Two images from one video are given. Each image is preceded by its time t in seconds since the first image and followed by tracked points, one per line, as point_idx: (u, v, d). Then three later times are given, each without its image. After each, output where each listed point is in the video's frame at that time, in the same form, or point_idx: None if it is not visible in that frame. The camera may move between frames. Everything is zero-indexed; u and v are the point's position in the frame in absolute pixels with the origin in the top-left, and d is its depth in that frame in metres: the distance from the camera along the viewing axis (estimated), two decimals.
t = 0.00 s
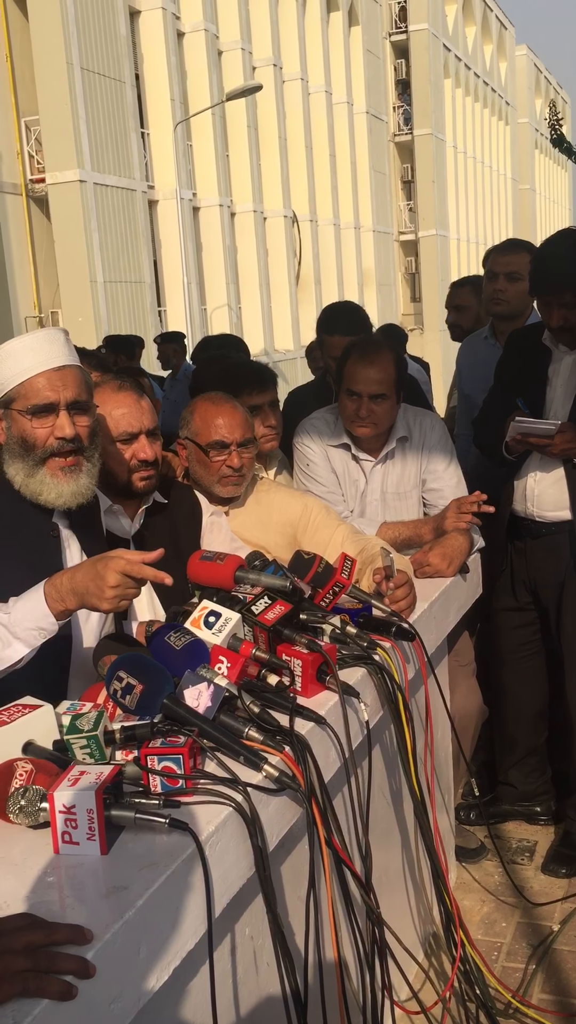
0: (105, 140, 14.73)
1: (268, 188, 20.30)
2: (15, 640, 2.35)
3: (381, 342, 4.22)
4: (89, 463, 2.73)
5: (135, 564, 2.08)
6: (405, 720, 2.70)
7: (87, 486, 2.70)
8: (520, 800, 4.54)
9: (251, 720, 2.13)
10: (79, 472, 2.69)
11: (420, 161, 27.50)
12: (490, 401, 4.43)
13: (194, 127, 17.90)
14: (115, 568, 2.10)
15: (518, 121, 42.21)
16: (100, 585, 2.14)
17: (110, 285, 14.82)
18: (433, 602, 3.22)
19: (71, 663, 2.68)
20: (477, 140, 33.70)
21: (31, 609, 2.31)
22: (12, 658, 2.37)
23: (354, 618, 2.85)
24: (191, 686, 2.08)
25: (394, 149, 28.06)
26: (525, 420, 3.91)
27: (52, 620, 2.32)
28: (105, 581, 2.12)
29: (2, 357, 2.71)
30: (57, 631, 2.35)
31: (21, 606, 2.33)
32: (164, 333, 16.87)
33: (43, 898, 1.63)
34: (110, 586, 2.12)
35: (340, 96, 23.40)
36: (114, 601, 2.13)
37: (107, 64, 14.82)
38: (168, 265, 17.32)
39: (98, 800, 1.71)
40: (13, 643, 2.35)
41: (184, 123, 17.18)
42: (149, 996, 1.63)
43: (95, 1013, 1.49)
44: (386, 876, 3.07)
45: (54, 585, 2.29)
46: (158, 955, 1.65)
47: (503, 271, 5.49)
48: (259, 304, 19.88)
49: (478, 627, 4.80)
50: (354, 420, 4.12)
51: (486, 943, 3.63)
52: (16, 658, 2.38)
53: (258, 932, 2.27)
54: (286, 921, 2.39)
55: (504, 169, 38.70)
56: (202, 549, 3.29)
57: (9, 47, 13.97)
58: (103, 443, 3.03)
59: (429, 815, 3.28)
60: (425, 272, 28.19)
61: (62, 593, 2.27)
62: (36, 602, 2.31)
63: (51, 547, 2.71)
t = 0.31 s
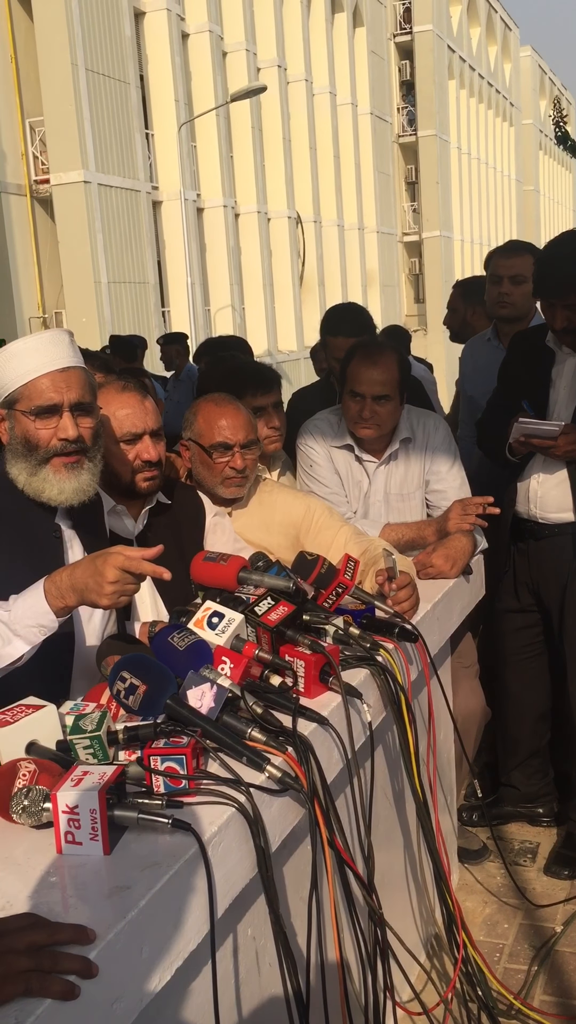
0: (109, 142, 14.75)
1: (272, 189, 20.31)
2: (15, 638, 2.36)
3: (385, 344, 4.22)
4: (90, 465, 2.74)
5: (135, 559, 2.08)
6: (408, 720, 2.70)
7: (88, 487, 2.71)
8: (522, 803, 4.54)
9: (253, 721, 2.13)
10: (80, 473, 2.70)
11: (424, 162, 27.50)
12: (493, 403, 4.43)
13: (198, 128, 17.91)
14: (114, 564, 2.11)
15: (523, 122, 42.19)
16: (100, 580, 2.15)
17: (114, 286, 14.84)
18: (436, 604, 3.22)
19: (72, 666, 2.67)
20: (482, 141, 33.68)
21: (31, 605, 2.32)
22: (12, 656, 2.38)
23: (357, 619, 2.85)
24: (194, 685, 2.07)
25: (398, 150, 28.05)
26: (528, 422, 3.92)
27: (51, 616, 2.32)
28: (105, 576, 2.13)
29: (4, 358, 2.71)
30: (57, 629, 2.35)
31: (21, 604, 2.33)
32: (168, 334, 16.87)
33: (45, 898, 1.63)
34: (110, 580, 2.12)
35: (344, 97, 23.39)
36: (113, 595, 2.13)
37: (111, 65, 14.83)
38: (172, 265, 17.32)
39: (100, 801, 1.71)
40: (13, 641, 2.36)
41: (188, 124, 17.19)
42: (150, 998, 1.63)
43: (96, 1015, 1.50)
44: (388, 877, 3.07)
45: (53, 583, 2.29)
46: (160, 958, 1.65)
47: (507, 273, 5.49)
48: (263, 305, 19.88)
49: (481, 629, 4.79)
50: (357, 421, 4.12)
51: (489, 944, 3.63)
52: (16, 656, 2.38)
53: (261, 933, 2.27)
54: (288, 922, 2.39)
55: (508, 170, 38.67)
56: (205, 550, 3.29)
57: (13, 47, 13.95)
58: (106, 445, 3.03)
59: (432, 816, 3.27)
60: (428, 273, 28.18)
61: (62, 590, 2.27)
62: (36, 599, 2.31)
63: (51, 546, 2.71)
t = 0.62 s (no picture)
0: (114, 143, 14.76)
1: (276, 190, 20.34)
2: (18, 632, 2.36)
3: (389, 346, 4.22)
4: (92, 463, 2.74)
5: (138, 553, 2.09)
6: (410, 722, 2.70)
7: (89, 484, 2.70)
8: (525, 804, 4.55)
9: (256, 723, 2.14)
10: (81, 471, 2.70)
11: (428, 164, 27.52)
12: (497, 405, 4.43)
13: (202, 129, 17.93)
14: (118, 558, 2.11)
15: (527, 124, 42.21)
16: (103, 576, 2.15)
17: (118, 287, 14.85)
18: (439, 606, 3.22)
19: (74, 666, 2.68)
20: (486, 142, 33.69)
21: (34, 600, 2.32)
22: (15, 651, 2.38)
23: (360, 621, 2.85)
24: (196, 688, 2.08)
25: (403, 152, 28.06)
26: (532, 424, 3.91)
27: (54, 612, 2.32)
28: (108, 570, 2.13)
29: (5, 357, 2.71)
30: (60, 625, 2.36)
31: (24, 599, 2.34)
32: (172, 334, 16.88)
33: (47, 898, 1.64)
34: (114, 574, 2.12)
35: (349, 98, 23.41)
36: (116, 590, 2.13)
37: (116, 66, 14.85)
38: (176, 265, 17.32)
39: (103, 801, 1.71)
40: (16, 636, 2.36)
41: (193, 126, 17.21)
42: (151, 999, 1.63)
43: (97, 1014, 1.50)
44: (391, 880, 3.07)
45: (55, 577, 2.29)
46: (161, 958, 1.65)
47: (510, 276, 5.49)
48: (267, 307, 19.90)
49: (485, 631, 4.80)
50: (361, 423, 4.13)
51: (491, 946, 3.63)
52: (19, 651, 2.39)
53: (263, 935, 2.27)
54: (290, 924, 2.39)
55: (512, 172, 38.68)
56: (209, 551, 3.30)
57: (19, 49, 13.97)
58: (108, 445, 3.04)
59: (434, 819, 3.27)
60: (433, 275, 28.18)
61: (65, 585, 2.27)
62: (39, 593, 2.31)
63: (54, 544, 2.72)
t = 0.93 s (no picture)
0: (121, 144, 14.79)
1: (283, 192, 20.36)
2: (15, 614, 2.33)
3: (396, 347, 4.22)
4: (96, 462, 2.75)
5: (123, 514, 2.14)
6: (417, 724, 2.69)
7: (94, 486, 2.71)
8: (531, 806, 4.53)
9: (263, 724, 2.14)
10: (86, 471, 2.70)
11: (435, 165, 27.53)
12: (504, 406, 4.43)
13: (209, 130, 17.94)
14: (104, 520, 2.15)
15: (533, 125, 42.19)
16: (92, 543, 2.18)
17: (124, 288, 14.87)
18: (446, 607, 3.21)
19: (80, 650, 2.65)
20: (492, 144, 33.67)
21: (27, 578, 2.31)
22: (13, 634, 2.35)
23: (367, 622, 2.85)
24: (203, 689, 2.08)
25: (409, 153, 28.06)
26: (539, 425, 3.91)
27: (50, 587, 2.31)
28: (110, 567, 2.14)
29: (12, 357, 2.72)
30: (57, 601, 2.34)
31: (16, 581, 2.32)
32: (178, 336, 16.90)
33: (53, 899, 1.64)
34: (102, 539, 2.16)
35: (355, 100, 23.43)
36: (107, 554, 2.16)
37: (123, 68, 14.88)
38: (182, 266, 17.35)
39: (110, 801, 1.72)
40: (13, 617, 2.33)
41: (199, 127, 17.23)
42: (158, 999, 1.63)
43: (104, 1013, 1.50)
44: (397, 881, 3.07)
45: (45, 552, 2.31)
46: (168, 958, 1.65)
47: (513, 278, 5.52)
48: (273, 308, 19.91)
49: (491, 632, 4.79)
50: (368, 424, 4.13)
51: (497, 949, 3.62)
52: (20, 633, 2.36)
53: (269, 936, 2.27)
54: (296, 925, 2.39)
55: (519, 173, 38.67)
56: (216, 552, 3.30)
57: (26, 50, 13.99)
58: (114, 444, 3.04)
59: (440, 821, 3.27)
60: (439, 276, 28.15)
61: (56, 558, 2.29)
62: (31, 571, 2.31)
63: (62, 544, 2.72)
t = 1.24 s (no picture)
0: (127, 143, 14.79)
1: (289, 190, 20.34)
2: (41, 605, 2.32)
3: (403, 346, 4.21)
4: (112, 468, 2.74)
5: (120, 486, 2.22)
6: (424, 723, 2.69)
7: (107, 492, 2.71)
8: (539, 805, 4.53)
9: (270, 723, 2.14)
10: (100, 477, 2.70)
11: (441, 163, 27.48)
12: (510, 405, 4.41)
13: (216, 129, 17.92)
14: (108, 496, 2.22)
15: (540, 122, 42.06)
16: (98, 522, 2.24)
17: (131, 286, 14.87)
18: (453, 606, 3.21)
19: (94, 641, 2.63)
20: (499, 142, 33.60)
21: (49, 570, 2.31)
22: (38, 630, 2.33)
23: (374, 621, 2.85)
24: (210, 688, 2.08)
25: (416, 150, 28.00)
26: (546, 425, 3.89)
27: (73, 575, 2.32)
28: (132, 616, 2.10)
29: (33, 359, 2.72)
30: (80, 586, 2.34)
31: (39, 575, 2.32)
32: (185, 334, 16.90)
33: (61, 898, 1.64)
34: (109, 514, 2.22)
35: (362, 97, 23.38)
36: (116, 529, 2.22)
37: (129, 67, 14.88)
38: (189, 265, 17.35)
39: (117, 801, 1.71)
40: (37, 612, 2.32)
41: (206, 126, 17.21)
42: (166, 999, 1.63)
43: (112, 1013, 1.50)
44: (405, 881, 3.06)
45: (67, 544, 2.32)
46: (175, 956, 1.65)
47: (516, 276, 5.52)
48: (279, 306, 19.89)
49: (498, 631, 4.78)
50: (375, 423, 4.12)
51: (505, 948, 3.62)
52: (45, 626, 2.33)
53: (277, 935, 2.27)
54: (304, 924, 2.39)
55: (526, 171, 38.57)
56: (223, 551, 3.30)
57: (33, 50, 13.99)
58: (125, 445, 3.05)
59: (448, 819, 3.26)
60: (446, 274, 28.11)
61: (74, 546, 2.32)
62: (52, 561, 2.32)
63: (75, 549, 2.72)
